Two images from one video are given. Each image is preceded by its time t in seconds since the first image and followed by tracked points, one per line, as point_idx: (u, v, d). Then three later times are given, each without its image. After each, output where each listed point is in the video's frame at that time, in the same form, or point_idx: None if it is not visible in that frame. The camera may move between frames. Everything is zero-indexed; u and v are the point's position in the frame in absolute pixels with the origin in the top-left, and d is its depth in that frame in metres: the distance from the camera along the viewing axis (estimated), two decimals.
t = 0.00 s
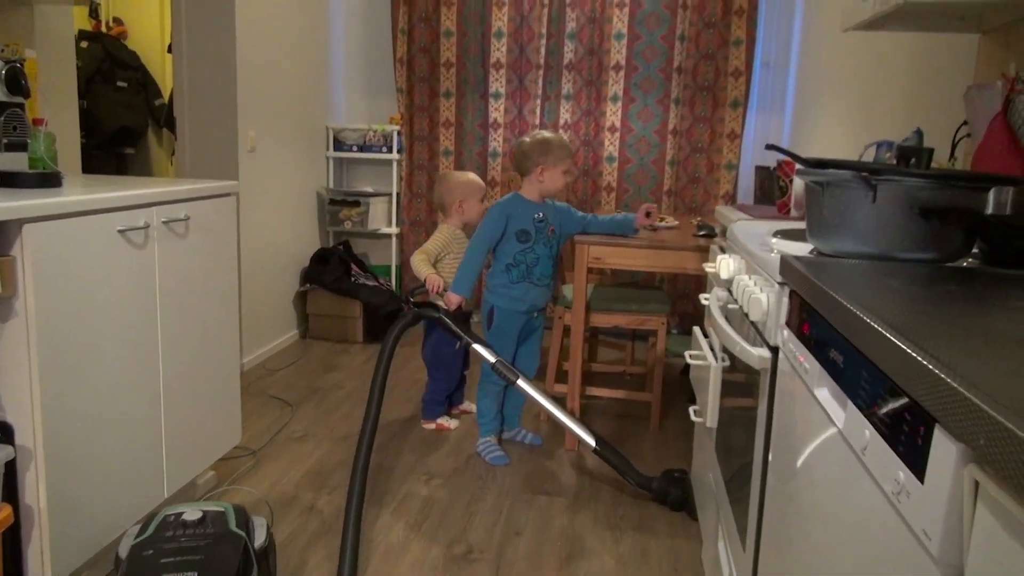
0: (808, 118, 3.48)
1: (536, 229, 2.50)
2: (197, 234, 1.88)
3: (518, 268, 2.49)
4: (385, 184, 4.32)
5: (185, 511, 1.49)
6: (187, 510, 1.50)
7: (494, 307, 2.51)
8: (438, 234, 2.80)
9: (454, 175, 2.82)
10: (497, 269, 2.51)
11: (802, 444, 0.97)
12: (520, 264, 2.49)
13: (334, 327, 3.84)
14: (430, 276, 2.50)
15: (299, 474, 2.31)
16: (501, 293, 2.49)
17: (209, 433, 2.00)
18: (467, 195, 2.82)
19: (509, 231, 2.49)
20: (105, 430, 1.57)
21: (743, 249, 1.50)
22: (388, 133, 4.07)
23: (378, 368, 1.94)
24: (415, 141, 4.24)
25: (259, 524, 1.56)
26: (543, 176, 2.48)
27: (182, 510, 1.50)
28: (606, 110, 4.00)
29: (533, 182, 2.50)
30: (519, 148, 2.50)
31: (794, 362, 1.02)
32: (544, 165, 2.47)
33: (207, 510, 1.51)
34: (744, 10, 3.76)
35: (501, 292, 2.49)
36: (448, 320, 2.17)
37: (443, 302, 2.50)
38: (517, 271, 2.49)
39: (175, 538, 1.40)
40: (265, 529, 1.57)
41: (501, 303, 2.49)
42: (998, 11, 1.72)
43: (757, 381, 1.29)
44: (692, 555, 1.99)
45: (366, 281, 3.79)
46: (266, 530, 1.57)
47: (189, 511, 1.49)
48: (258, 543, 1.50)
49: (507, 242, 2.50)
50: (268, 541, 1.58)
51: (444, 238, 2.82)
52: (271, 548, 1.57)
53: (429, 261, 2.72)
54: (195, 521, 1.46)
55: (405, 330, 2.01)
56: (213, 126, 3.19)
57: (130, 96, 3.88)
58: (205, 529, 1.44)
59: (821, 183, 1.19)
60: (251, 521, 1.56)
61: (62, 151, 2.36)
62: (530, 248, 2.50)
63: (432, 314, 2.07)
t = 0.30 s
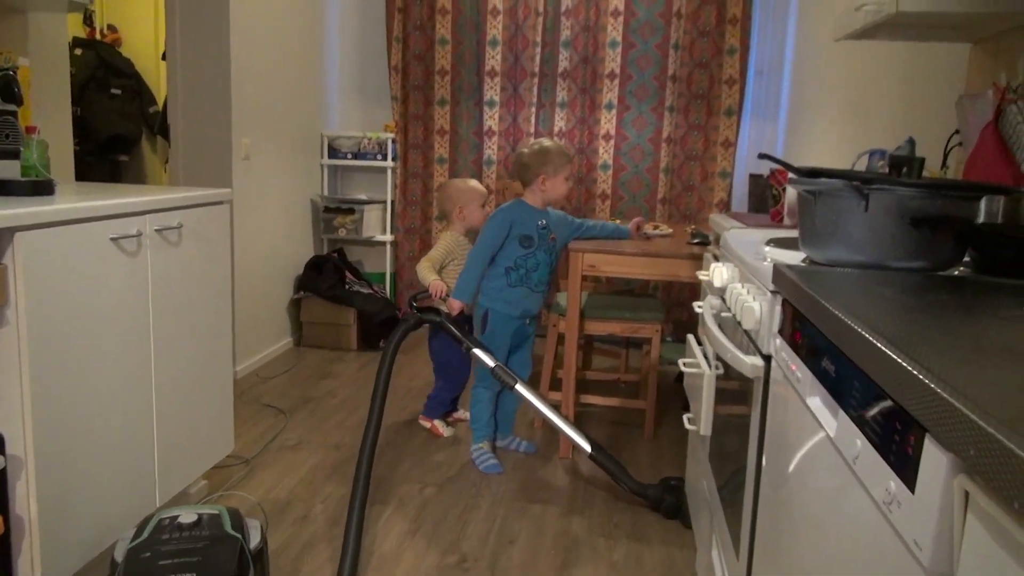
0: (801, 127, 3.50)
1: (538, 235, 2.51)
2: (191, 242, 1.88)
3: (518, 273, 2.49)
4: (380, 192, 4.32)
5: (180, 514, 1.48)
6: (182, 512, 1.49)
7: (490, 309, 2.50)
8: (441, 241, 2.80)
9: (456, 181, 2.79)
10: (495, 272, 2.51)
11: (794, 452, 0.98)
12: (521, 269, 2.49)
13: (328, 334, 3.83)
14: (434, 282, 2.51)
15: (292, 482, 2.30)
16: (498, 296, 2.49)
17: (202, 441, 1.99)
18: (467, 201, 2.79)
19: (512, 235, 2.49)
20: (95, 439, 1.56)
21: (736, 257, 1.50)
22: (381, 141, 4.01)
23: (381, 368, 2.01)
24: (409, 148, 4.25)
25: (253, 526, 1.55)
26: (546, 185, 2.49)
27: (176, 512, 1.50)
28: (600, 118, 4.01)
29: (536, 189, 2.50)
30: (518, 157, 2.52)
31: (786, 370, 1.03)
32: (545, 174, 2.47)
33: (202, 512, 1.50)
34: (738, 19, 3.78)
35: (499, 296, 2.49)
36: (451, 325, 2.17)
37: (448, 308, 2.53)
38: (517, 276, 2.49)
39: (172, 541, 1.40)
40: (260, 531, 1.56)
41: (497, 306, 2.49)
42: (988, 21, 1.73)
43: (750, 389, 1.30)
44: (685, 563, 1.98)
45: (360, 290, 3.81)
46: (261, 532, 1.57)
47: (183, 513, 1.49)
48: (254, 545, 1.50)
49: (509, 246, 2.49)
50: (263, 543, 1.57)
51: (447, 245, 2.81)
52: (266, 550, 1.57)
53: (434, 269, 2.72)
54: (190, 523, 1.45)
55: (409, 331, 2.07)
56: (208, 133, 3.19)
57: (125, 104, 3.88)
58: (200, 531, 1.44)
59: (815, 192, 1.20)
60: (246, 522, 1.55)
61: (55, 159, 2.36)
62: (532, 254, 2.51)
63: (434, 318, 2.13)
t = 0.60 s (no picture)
0: (793, 134, 3.52)
1: (538, 240, 2.51)
2: (183, 250, 1.87)
3: (515, 275, 2.49)
4: (373, 200, 4.32)
5: (174, 521, 1.47)
6: (176, 520, 1.47)
7: (485, 308, 2.51)
8: (444, 248, 2.80)
9: (458, 190, 2.83)
10: (493, 272, 2.51)
11: (787, 459, 0.98)
12: (519, 272, 2.49)
13: (320, 342, 3.82)
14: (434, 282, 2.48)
15: (286, 491, 2.29)
16: (494, 297, 2.49)
17: (194, 451, 1.98)
18: (470, 208, 2.82)
19: (512, 238, 2.49)
20: (85, 449, 1.54)
21: (729, 265, 1.51)
22: (375, 148, 4.07)
23: (375, 377, 1.99)
24: (402, 157, 4.25)
25: (247, 532, 1.54)
26: (549, 192, 2.51)
27: (170, 519, 1.48)
28: (592, 127, 4.03)
29: (538, 196, 2.52)
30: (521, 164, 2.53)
31: (779, 379, 1.03)
32: (548, 181, 2.49)
33: (196, 519, 1.49)
34: (729, 28, 3.80)
35: (494, 297, 2.49)
36: (449, 325, 2.18)
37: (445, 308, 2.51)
38: (514, 278, 2.49)
39: (165, 548, 1.39)
40: (253, 537, 1.55)
41: (492, 306, 2.50)
42: (978, 30, 1.74)
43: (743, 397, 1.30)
44: (679, 571, 1.98)
45: (353, 297, 3.82)
46: (254, 539, 1.55)
47: (177, 521, 1.47)
48: (248, 551, 1.49)
49: (508, 248, 2.49)
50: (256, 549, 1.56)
51: (450, 252, 2.81)
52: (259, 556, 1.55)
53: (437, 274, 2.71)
54: (184, 530, 1.44)
55: (404, 331, 2.05)
56: (201, 141, 3.18)
57: (116, 112, 3.87)
58: (194, 538, 1.43)
59: (806, 199, 1.20)
60: (240, 528, 1.54)
61: (46, 167, 2.35)
62: (531, 258, 2.50)
63: (433, 318, 2.12)
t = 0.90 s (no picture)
0: (790, 139, 3.52)
1: (542, 246, 2.52)
2: (181, 255, 1.87)
3: (523, 282, 2.50)
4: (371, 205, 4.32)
5: (172, 526, 1.46)
6: (173, 525, 1.47)
7: (494, 318, 2.50)
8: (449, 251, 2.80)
9: (465, 196, 2.86)
10: (499, 281, 2.50)
11: (786, 463, 0.98)
12: (526, 279, 2.50)
13: (318, 347, 3.81)
14: (433, 287, 2.47)
15: (283, 497, 2.28)
16: (503, 306, 2.49)
17: (191, 457, 1.97)
18: (479, 213, 2.84)
19: (517, 245, 2.48)
20: (82, 454, 1.53)
21: (728, 269, 1.51)
22: (372, 154, 4.02)
23: (373, 382, 1.99)
24: (400, 162, 4.26)
25: (245, 537, 1.54)
26: (551, 196, 2.51)
27: (168, 524, 1.47)
28: (590, 132, 4.03)
29: (540, 201, 2.52)
30: (522, 167, 2.52)
31: (779, 383, 1.03)
32: (552, 185, 2.49)
33: (193, 524, 1.48)
34: (727, 33, 3.81)
35: (504, 306, 2.49)
36: (446, 330, 2.17)
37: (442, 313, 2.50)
38: (522, 286, 2.50)
39: (163, 554, 1.38)
40: (251, 542, 1.54)
41: (500, 315, 2.49)
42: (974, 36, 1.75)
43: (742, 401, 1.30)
44: None
45: (351, 303, 3.80)
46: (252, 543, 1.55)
47: (175, 526, 1.47)
48: (245, 556, 1.48)
49: (514, 256, 2.49)
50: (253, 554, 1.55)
51: (456, 255, 2.81)
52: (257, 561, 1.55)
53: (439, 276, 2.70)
54: (181, 535, 1.43)
55: (402, 336, 2.05)
56: (199, 146, 3.18)
57: (114, 117, 3.87)
58: (192, 543, 1.42)
59: (806, 204, 1.20)
60: (237, 533, 1.53)
61: (44, 172, 2.35)
62: (536, 264, 2.51)
63: (430, 324, 2.10)
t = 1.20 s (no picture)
0: (787, 145, 3.53)
1: (529, 250, 2.51)
2: (178, 257, 1.87)
3: (508, 287, 2.50)
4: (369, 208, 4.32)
5: (167, 529, 1.46)
6: (168, 528, 1.47)
7: (480, 323, 2.52)
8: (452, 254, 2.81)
9: (468, 200, 2.88)
10: (486, 286, 2.52)
11: (781, 467, 0.98)
12: (511, 283, 2.50)
13: (315, 350, 3.81)
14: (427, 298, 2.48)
15: (279, 500, 2.28)
16: (489, 310, 2.50)
17: (186, 460, 1.97)
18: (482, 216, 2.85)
19: (502, 249, 2.49)
20: (78, 456, 1.53)
21: (724, 274, 1.51)
22: (370, 157, 4.04)
23: (368, 385, 1.98)
24: (398, 165, 4.26)
25: (240, 540, 1.54)
26: (538, 200, 2.50)
27: (163, 526, 1.47)
28: (587, 136, 4.04)
29: (528, 205, 2.52)
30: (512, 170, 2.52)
31: (774, 387, 1.03)
32: (538, 188, 2.49)
33: (188, 527, 1.48)
34: (724, 38, 3.82)
35: (489, 310, 2.50)
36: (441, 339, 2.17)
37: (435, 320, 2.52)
38: (507, 290, 2.50)
39: (158, 556, 1.38)
40: (246, 545, 1.54)
41: (486, 320, 2.50)
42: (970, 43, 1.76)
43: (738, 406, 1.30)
44: None
45: (348, 306, 3.79)
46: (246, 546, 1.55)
47: (170, 529, 1.46)
48: (240, 558, 1.48)
49: (499, 260, 2.50)
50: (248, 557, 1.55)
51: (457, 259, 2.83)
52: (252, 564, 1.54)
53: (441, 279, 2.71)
54: (176, 538, 1.43)
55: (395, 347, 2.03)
56: (197, 149, 3.18)
57: (111, 119, 3.87)
58: (187, 546, 1.42)
59: (800, 209, 1.21)
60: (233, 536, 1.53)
61: (41, 174, 2.35)
62: (522, 268, 2.50)
63: (422, 333, 2.10)
